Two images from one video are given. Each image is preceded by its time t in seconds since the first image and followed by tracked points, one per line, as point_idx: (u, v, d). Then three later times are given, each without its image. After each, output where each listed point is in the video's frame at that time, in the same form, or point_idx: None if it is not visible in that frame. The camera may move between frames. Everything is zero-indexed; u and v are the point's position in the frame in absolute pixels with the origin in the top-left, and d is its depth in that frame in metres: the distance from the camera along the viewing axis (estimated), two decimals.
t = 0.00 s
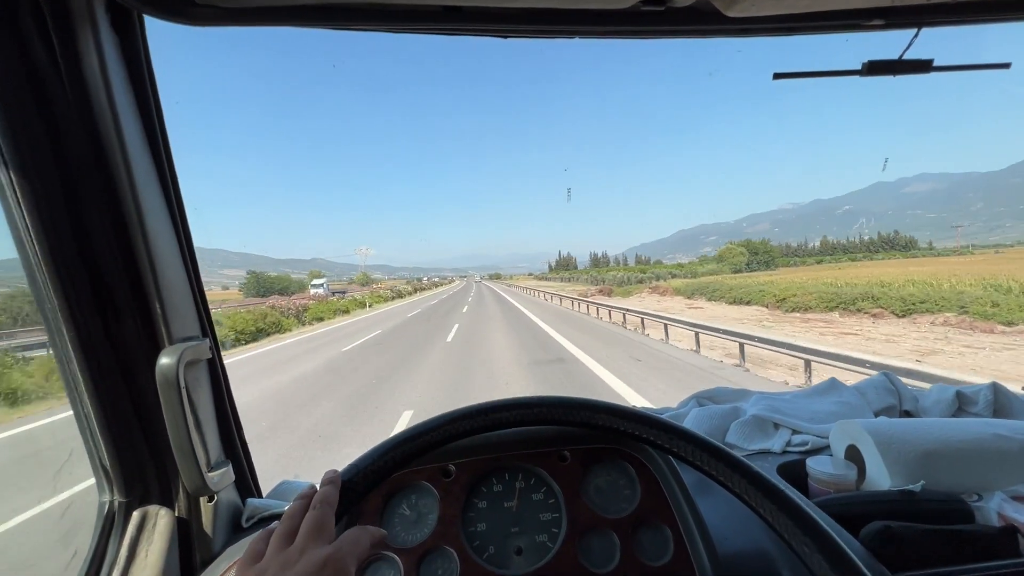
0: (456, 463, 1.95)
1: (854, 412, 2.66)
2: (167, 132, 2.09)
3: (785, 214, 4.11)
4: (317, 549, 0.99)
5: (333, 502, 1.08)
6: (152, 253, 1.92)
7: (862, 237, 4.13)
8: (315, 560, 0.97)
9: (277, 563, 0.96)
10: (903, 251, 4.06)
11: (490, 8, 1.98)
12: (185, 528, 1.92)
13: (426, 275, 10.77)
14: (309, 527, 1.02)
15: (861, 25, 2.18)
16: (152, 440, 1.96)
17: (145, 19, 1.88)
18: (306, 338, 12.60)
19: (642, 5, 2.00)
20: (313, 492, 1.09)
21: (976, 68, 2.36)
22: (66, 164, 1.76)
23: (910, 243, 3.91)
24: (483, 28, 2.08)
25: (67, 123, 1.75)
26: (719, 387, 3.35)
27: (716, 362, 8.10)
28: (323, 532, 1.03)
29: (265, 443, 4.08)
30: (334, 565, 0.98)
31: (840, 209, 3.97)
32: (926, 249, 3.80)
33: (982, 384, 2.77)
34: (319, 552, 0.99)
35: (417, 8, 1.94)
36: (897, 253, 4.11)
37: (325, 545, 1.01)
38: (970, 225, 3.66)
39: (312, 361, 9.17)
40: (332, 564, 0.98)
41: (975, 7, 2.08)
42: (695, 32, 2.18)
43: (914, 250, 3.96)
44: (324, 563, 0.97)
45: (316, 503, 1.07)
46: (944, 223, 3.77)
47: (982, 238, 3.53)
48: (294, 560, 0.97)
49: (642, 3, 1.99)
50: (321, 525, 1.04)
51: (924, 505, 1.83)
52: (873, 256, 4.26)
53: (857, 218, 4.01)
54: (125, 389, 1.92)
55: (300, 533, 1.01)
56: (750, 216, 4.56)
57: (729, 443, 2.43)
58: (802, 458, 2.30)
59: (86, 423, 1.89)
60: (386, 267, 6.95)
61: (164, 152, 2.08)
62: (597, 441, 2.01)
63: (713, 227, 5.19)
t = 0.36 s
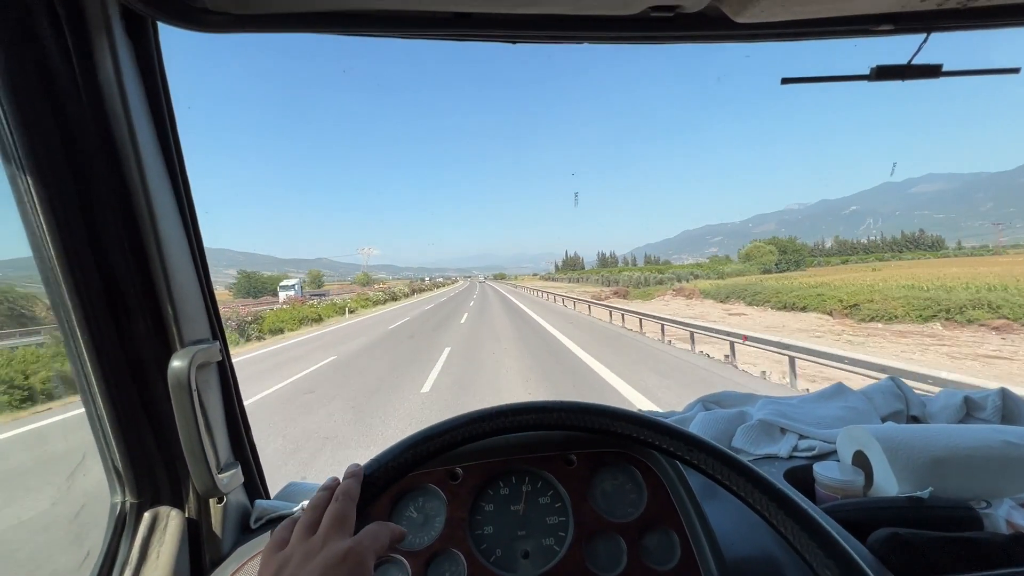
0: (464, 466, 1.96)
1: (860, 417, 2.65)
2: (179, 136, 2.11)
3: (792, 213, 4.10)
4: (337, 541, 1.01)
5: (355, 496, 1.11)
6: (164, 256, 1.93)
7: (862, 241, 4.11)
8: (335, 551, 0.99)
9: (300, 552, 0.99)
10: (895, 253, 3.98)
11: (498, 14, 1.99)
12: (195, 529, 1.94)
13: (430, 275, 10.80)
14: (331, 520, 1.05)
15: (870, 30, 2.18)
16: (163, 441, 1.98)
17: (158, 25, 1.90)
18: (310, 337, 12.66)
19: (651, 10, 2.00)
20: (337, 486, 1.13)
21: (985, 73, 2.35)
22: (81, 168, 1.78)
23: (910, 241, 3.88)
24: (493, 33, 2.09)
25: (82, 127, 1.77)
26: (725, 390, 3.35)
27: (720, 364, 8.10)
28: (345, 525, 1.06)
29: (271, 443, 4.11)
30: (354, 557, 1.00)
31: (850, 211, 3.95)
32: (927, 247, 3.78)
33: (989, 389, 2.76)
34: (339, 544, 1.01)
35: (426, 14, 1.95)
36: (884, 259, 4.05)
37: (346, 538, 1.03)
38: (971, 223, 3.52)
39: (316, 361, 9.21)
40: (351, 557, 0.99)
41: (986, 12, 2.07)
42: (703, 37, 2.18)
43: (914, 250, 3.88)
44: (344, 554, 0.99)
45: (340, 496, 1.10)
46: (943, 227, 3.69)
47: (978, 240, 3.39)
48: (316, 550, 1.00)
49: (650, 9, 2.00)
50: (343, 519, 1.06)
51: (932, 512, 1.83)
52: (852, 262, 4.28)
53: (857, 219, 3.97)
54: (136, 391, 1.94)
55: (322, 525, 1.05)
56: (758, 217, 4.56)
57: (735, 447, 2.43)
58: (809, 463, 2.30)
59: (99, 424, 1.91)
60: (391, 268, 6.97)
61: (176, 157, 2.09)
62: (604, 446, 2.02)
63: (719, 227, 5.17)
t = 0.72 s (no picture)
0: (466, 462, 1.98)
1: (861, 414, 2.67)
2: (184, 136, 2.13)
3: (796, 213, 4.12)
4: (336, 535, 1.02)
5: (353, 492, 1.11)
6: (170, 254, 1.96)
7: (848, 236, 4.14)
8: (333, 546, 1.00)
9: (300, 549, 1.00)
10: (900, 254, 3.76)
11: (500, 13, 2.00)
12: (201, 523, 1.96)
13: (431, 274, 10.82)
14: (329, 516, 1.05)
15: (870, 28, 2.19)
16: (169, 438, 2.00)
17: (164, 26, 1.92)
18: (312, 336, 12.70)
19: (652, 9, 2.02)
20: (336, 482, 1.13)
21: (984, 71, 2.36)
22: (89, 167, 1.80)
23: (924, 241, 3.67)
24: (495, 32, 2.11)
25: (90, 126, 1.79)
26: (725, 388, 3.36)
27: (721, 363, 8.11)
28: (344, 521, 1.06)
29: (275, 441, 4.14)
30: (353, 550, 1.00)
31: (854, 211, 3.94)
32: (946, 246, 3.56)
33: (990, 386, 2.77)
34: (338, 538, 1.01)
35: (430, 13, 1.97)
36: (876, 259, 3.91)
37: (345, 533, 1.03)
38: (981, 219, 3.34)
39: (318, 360, 9.24)
40: (350, 550, 0.99)
41: (985, 10, 2.08)
42: (704, 36, 2.20)
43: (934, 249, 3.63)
44: (343, 548, 0.99)
45: (338, 494, 1.10)
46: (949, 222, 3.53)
47: (993, 237, 3.13)
48: (315, 546, 1.00)
49: (651, 8, 2.02)
50: (343, 514, 1.07)
51: (931, 506, 1.85)
52: (868, 264, 4.00)
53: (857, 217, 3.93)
54: (143, 387, 1.96)
55: (321, 522, 1.05)
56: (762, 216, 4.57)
57: (736, 444, 2.44)
58: (809, 459, 2.32)
59: (106, 420, 1.93)
60: (393, 267, 6.99)
61: (182, 157, 2.12)
62: (606, 442, 2.03)
63: (722, 227, 5.18)
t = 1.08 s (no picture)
0: (465, 462, 1.98)
1: (858, 413, 2.68)
2: (182, 140, 2.13)
3: (796, 211, 4.08)
4: (376, 481, 1.04)
5: (398, 447, 1.13)
6: (168, 256, 1.96)
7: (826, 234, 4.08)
8: (373, 488, 1.01)
9: (344, 487, 1.03)
10: (927, 250, 3.71)
11: (496, 16, 2.01)
12: (200, 525, 1.97)
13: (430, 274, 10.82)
14: (374, 464, 1.08)
15: (866, 29, 2.20)
16: (167, 440, 2.00)
17: (161, 30, 1.93)
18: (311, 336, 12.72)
19: (647, 12, 2.03)
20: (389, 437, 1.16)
21: (979, 71, 2.37)
22: (87, 170, 1.81)
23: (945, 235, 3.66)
24: (491, 36, 2.12)
25: (88, 129, 1.80)
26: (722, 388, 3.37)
27: (720, 362, 8.13)
28: (387, 470, 1.08)
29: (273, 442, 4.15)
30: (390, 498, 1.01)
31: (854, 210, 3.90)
32: (969, 242, 3.58)
33: (986, 385, 2.78)
34: (379, 484, 1.03)
35: (426, 17, 1.98)
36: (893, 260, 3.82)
37: (386, 480, 1.04)
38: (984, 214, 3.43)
39: (317, 360, 9.26)
40: (387, 497, 1.00)
41: (979, 12, 2.09)
42: (699, 38, 2.21)
43: (950, 246, 3.68)
44: (380, 493, 1.01)
45: (387, 446, 1.13)
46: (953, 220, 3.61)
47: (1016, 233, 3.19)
48: (356, 486, 1.03)
49: (646, 10, 2.03)
50: (385, 467, 1.08)
51: (926, 505, 1.86)
52: (893, 262, 3.81)
53: (857, 218, 3.94)
54: (141, 390, 1.97)
55: (366, 468, 1.08)
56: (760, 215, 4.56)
57: (733, 443, 2.45)
58: (806, 459, 2.33)
59: (105, 423, 1.94)
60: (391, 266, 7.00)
61: (179, 160, 2.12)
62: (603, 442, 2.04)
63: (722, 226, 5.13)
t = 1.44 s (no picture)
0: (468, 459, 1.93)
1: (868, 406, 2.63)
2: (175, 130, 2.08)
3: (796, 209, 4.06)
4: (377, 481, 0.99)
5: (401, 445, 1.08)
6: (162, 250, 1.91)
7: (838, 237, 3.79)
8: (375, 490, 0.97)
9: (346, 488, 0.99)
10: (957, 247, 3.33)
11: (497, 1, 1.96)
12: (198, 526, 1.92)
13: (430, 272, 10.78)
14: (377, 462, 1.03)
15: (877, 13, 2.14)
16: (163, 439, 1.96)
17: (150, 14, 1.87)
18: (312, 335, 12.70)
19: None
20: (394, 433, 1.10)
21: (992, 56, 2.31)
22: (76, 161, 1.75)
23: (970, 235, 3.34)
24: (491, 19, 2.07)
25: (76, 119, 1.74)
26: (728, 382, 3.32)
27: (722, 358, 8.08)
28: (391, 470, 1.03)
29: (273, 441, 4.11)
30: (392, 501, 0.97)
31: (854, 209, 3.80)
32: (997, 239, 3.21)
33: (998, 377, 2.73)
34: (382, 484, 0.98)
35: None
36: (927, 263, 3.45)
37: (388, 480, 1.00)
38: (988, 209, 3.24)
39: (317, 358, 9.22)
40: (389, 499, 0.96)
41: None
42: (706, 23, 2.15)
43: (977, 244, 3.31)
44: (382, 495, 0.96)
45: (392, 442, 1.08)
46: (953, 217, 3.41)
47: None
48: (357, 488, 0.99)
49: None
50: (390, 465, 1.03)
51: (942, 499, 1.81)
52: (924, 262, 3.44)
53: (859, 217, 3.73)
54: (136, 387, 1.92)
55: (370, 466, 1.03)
56: (759, 214, 4.62)
57: (741, 438, 2.41)
58: (816, 454, 2.28)
59: (100, 422, 1.89)
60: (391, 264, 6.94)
61: (172, 151, 2.07)
62: (609, 438, 1.99)
63: (724, 224, 5.11)
